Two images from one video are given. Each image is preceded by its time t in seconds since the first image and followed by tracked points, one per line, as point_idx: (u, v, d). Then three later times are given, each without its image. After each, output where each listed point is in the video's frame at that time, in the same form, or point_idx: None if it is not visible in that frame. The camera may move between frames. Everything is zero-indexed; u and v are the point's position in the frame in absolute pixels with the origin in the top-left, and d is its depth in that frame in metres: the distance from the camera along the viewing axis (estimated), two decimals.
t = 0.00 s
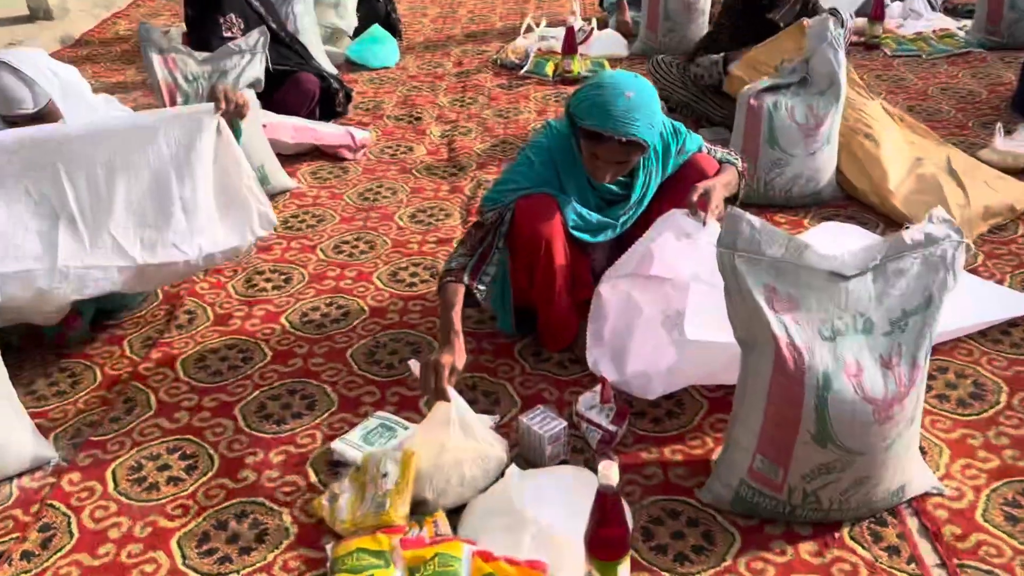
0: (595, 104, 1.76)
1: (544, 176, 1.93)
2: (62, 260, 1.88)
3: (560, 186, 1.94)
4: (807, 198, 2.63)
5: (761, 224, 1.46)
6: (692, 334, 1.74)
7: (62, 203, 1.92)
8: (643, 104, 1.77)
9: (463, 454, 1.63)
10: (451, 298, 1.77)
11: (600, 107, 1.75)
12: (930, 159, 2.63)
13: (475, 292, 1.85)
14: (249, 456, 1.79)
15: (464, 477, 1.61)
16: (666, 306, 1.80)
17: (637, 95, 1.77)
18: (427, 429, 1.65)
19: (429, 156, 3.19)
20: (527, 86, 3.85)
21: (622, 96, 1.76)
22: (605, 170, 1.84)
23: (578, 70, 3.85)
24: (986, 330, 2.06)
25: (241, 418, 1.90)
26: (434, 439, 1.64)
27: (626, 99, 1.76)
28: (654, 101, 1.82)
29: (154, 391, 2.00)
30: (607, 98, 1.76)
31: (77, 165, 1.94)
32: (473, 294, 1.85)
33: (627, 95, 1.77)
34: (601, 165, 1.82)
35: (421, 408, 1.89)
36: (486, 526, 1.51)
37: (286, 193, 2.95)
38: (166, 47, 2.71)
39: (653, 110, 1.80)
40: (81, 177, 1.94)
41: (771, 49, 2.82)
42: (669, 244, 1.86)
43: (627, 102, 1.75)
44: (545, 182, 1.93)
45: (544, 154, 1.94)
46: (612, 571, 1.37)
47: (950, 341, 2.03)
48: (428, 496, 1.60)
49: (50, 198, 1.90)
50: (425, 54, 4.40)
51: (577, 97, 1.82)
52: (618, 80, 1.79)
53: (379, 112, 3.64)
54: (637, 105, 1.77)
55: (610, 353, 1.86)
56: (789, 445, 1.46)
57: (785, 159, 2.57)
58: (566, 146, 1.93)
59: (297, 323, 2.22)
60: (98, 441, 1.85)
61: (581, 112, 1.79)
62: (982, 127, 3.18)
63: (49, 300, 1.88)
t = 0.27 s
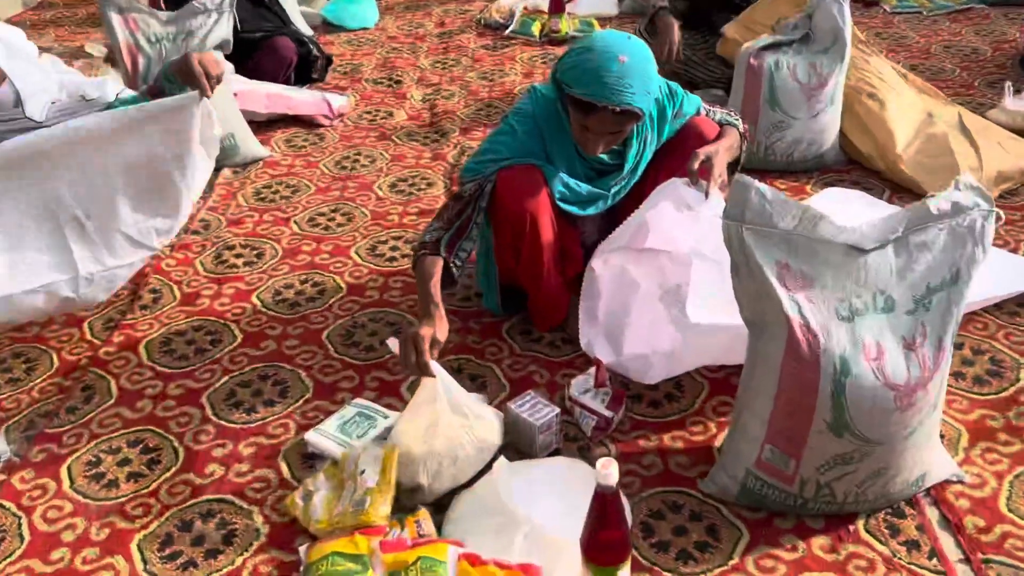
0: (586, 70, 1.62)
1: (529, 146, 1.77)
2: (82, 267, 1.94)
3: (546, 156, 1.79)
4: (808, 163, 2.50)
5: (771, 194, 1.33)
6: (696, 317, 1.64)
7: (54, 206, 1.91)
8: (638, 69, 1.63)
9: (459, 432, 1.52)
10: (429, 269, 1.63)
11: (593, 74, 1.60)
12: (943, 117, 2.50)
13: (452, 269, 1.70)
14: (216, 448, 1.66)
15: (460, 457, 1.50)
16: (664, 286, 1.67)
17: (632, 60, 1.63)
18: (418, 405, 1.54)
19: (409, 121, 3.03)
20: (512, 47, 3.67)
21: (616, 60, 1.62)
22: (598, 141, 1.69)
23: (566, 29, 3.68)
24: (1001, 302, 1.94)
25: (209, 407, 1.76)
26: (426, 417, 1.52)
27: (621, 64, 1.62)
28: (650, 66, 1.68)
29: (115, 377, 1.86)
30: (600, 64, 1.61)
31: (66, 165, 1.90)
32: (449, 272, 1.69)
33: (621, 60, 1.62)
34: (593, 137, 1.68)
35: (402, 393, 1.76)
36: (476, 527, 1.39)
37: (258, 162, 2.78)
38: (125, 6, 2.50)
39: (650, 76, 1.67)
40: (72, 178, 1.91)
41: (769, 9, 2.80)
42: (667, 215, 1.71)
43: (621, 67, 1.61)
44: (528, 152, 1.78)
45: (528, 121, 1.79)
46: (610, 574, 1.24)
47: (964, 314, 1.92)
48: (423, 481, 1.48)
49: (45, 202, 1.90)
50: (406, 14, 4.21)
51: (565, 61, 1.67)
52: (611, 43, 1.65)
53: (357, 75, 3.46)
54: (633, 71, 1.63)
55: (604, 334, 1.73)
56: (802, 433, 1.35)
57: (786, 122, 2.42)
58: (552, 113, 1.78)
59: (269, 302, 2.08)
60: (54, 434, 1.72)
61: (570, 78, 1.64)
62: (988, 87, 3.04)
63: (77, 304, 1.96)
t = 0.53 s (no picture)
0: (563, 60, 1.47)
1: (501, 138, 1.63)
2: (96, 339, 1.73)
3: (520, 148, 1.65)
4: (804, 145, 2.36)
5: (770, 193, 1.18)
6: (684, 331, 1.52)
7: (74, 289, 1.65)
8: (621, 59, 1.48)
9: (436, 430, 1.37)
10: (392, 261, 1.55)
11: (572, 65, 1.45)
12: (946, 92, 2.35)
13: (414, 265, 1.63)
14: (164, 471, 1.52)
15: (436, 458, 1.35)
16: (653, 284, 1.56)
17: (614, 49, 1.48)
18: (393, 403, 1.40)
19: (382, 100, 2.86)
20: (492, 20, 3.50)
21: (598, 49, 1.47)
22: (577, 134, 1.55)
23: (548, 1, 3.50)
24: (1011, 297, 1.82)
25: (158, 422, 1.62)
26: (399, 415, 1.38)
27: (603, 53, 1.47)
28: (634, 52, 1.53)
29: (57, 389, 1.71)
30: (580, 54, 1.46)
31: (97, 257, 1.63)
32: (411, 268, 1.61)
33: (603, 48, 1.47)
34: (572, 131, 1.54)
35: (368, 406, 1.62)
36: (446, 563, 1.26)
37: (220, 146, 2.61)
38: None
39: (634, 66, 1.52)
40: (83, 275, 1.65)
41: None
42: (657, 213, 1.56)
43: (602, 56, 1.46)
44: (500, 144, 1.63)
45: (499, 110, 1.63)
46: None
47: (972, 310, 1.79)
48: (398, 487, 1.35)
49: (63, 287, 1.65)
50: None
51: (540, 48, 1.52)
52: (592, 28, 1.49)
53: (328, 51, 3.28)
54: (615, 61, 1.48)
55: (587, 337, 1.60)
56: (803, 458, 1.22)
57: (781, 102, 2.28)
58: (526, 101, 1.63)
59: (227, 302, 1.93)
60: None
61: (546, 67, 1.49)
62: (991, 60, 2.90)
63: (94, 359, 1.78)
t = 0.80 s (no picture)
0: (543, 67, 1.36)
1: (476, 145, 1.53)
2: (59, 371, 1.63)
3: (495, 156, 1.55)
4: (797, 142, 2.26)
5: (762, 217, 1.10)
6: (674, 358, 1.44)
7: (64, 336, 1.58)
8: (605, 65, 1.38)
9: (414, 442, 1.24)
10: (363, 264, 1.47)
11: (552, 73, 1.35)
12: (944, 88, 2.26)
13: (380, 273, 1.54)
14: (120, 508, 1.42)
15: (410, 471, 1.22)
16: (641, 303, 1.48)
17: (598, 55, 1.38)
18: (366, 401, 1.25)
19: (359, 94, 2.74)
20: (474, 7, 3.37)
21: (580, 55, 1.36)
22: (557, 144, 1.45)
23: None
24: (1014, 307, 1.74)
25: (115, 452, 1.52)
26: (372, 419, 1.24)
27: (585, 59, 1.36)
28: (619, 58, 1.43)
29: (9, 416, 1.60)
30: (561, 60, 1.36)
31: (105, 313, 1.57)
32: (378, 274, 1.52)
33: (586, 54, 1.37)
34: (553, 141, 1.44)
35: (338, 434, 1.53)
36: None
37: (189, 144, 2.49)
38: None
39: (620, 73, 1.41)
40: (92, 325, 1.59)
41: None
42: (645, 225, 1.47)
43: (585, 63, 1.36)
44: (475, 152, 1.53)
45: (474, 116, 1.53)
46: None
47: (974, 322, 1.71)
48: (364, 499, 1.22)
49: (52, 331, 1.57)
50: None
51: (519, 55, 1.42)
52: (575, 32, 1.39)
53: (303, 40, 3.15)
54: (598, 68, 1.38)
55: (571, 357, 1.45)
56: (799, 501, 1.14)
57: (773, 99, 2.18)
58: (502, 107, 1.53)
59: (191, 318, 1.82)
60: None
61: (525, 74, 1.39)
62: (989, 48, 2.80)
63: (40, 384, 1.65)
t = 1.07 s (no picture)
0: (548, 53, 1.30)
1: (473, 136, 1.47)
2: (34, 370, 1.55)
3: (493, 148, 1.48)
4: (801, 132, 2.20)
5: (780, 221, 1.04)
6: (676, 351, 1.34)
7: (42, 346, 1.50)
8: (612, 52, 1.31)
9: (445, 392, 1.21)
10: (362, 236, 1.42)
11: (559, 60, 1.29)
12: (950, 75, 2.21)
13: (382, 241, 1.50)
14: (105, 524, 1.36)
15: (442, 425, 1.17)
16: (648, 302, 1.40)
17: (605, 40, 1.31)
18: (396, 356, 1.24)
19: (350, 82, 2.67)
20: None
21: (586, 40, 1.30)
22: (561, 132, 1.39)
23: None
24: None
25: (100, 465, 1.46)
26: (405, 372, 1.22)
27: (591, 45, 1.30)
28: (627, 44, 1.36)
29: None
30: (566, 46, 1.29)
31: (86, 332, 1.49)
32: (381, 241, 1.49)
33: (592, 40, 1.30)
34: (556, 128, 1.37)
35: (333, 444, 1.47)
36: None
37: (175, 137, 2.42)
38: None
39: (627, 59, 1.35)
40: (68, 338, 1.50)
41: None
42: (651, 220, 1.42)
43: (591, 49, 1.30)
44: (471, 143, 1.47)
45: (471, 105, 1.47)
46: None
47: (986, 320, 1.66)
48: (396, 449, 1.15)
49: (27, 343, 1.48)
50: None
51: (524, 48, 1.34)
52: (579, 15, 1.32)
53: (291, 26, 3.06)
54: (605, 55, 1.31)
55: (573, 357, 1.44)
56: (818, 520, 1.09)
57: (777, 87, 2.12)
58: (501, 97, 1.46)
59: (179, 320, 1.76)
60: None
61: (528, 60, 1.33)
62: (995, 32, 2.74)
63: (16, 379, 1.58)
